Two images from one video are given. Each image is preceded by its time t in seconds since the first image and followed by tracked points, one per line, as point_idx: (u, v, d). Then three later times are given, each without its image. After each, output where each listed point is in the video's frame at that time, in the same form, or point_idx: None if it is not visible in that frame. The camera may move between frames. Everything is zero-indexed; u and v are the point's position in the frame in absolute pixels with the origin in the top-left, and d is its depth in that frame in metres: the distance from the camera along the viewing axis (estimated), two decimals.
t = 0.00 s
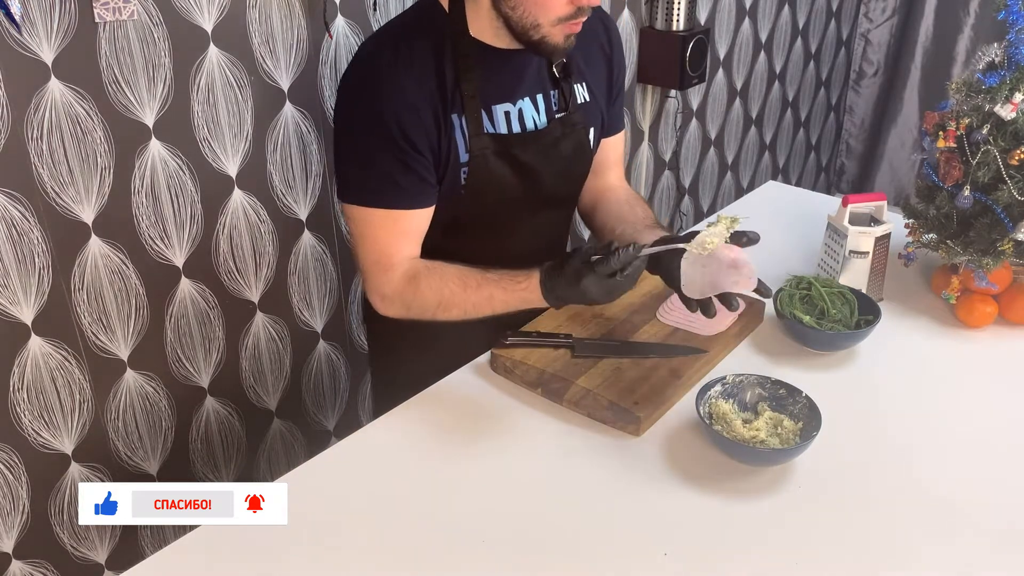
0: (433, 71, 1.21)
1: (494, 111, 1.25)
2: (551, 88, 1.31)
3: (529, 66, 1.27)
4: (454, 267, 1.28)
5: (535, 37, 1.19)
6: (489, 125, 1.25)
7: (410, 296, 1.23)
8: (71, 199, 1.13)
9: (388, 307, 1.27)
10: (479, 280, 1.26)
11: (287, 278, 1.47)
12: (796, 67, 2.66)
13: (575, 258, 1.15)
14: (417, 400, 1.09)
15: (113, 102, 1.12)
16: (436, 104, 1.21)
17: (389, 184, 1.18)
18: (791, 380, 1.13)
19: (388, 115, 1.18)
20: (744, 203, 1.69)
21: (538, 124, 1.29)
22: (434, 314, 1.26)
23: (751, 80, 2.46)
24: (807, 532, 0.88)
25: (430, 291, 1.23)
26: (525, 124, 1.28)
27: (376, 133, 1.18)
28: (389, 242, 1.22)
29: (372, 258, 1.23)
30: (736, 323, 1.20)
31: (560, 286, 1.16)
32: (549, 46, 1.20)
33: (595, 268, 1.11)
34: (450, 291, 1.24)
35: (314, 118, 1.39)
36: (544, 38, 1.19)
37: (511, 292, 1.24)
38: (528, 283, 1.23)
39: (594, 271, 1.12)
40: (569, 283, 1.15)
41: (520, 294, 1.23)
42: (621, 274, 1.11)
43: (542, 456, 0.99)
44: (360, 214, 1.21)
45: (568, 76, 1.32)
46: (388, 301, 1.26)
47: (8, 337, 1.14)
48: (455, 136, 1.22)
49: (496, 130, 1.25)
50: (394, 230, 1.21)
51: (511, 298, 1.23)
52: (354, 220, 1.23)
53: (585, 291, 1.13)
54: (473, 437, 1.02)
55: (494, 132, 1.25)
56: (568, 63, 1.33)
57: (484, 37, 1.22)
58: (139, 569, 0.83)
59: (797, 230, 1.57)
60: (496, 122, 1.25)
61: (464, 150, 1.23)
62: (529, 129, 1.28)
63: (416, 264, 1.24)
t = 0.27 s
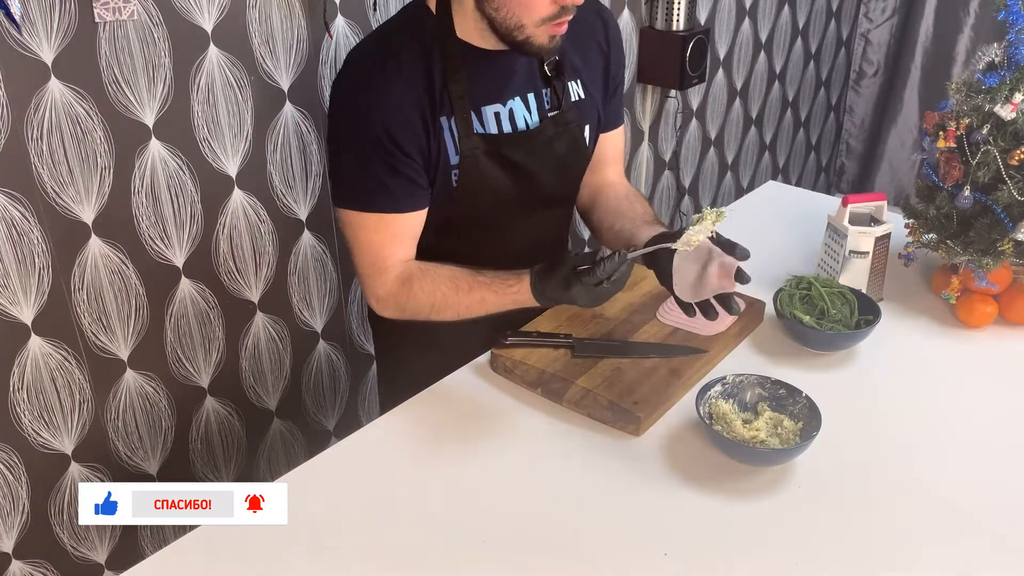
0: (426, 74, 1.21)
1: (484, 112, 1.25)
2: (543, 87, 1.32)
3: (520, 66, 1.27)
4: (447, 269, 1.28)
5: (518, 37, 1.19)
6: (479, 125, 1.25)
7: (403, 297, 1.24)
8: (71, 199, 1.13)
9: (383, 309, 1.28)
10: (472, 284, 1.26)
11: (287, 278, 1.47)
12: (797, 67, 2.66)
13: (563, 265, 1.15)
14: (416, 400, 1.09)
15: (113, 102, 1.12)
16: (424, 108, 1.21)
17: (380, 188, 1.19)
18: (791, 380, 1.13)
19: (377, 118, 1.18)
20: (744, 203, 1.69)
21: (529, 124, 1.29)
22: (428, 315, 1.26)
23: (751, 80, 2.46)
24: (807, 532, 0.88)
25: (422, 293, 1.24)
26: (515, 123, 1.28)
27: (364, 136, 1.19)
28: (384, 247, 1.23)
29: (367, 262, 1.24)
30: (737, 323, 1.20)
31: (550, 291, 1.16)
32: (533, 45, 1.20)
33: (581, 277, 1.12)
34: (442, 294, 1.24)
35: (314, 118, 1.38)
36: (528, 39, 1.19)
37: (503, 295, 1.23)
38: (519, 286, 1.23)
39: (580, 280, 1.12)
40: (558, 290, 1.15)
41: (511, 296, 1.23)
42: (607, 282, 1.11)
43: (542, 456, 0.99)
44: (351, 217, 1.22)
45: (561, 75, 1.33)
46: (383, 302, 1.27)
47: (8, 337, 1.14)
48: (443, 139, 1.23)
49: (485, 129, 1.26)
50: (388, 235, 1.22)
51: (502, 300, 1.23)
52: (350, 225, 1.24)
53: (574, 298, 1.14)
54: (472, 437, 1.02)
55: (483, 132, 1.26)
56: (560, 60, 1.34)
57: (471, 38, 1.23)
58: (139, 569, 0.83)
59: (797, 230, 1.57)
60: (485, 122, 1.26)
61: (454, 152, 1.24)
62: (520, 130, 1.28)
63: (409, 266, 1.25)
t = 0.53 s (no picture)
0: (412, 88, 1.22)
1: (469, 122, 1.26)
2: (530, 90, 1.32)
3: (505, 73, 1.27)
4: (450, 284, 1.25)
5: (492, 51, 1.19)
6: (466, 135, 1.26)
7: (406, 315, 1.25)
8: (71, 199, 1.13)
9: (393, 323, 1.29)
10: (472, 299, 1.23)
11: (287, 278, 1.46)
12: (797, 67, 2.66)
13: (554, 291, 1.09)
14: (417, 400, 1.09)
15: (113, 102, 1.12)
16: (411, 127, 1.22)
17: (370, 208, 1.21)
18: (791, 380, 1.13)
19: (364, 140, 1.20)
20: (745, 203, 1.69)
21: (518, 127, 1.30)
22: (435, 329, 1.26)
23: (751, 81, 2.46)
24: (807, 532, 0.88)
25: (423, 310, 1.23)
26: (503, 129, 1.29)
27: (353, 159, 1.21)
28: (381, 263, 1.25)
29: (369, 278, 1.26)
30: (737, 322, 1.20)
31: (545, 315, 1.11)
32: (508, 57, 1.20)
33: (577, 308, 1.06)
34: (443, 310, 1.23)
35: (314, 118, 1.38)
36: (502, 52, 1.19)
37: (502, 312, 1.20)
38: (516, 304, 1.18)
39: (575, 312, 1.07)
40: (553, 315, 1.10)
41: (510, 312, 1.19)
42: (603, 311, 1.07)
43: (542, 456, 0.99)
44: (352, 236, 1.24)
45: (546, 75, 1.33)
46: (391, 318, 1.28)
47: (7, 337, 1.14)
48: (431, 155, 1.24)
49: (473, 139, 1.26)
50: (385, 252, 1.24)
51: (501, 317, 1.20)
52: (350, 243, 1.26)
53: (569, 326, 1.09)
54: (472, 438, 1.02)
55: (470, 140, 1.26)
56: (544, 61, 1.33)
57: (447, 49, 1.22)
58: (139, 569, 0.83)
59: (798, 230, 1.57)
60: (472, 132, 1.26)
61: (442, 166, 1.25)
62: (509, 134, 1.29)
63: (410, 283, 1.24)
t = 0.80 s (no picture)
0: (404, 96, 1.22)
1: (459, 128, 1.26)
2: (520, 90, 1.32)
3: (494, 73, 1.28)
4: (443, 291, 1.27)
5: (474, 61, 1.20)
6: (455, 140, 1.26)
7: (400, 322, 1.26)
8: (71, 198, 1.13)
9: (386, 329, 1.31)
10: (465, 306, 1.25)
11: (287, 278, 1.46)
12: (797, 67, 2.66)
13: (546, 303, 1.11)
14: (417, 400, 1.09)
15: (113, 102, 1.12)
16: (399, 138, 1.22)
17: (364, 217, 1.21)
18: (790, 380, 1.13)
19: (353, 154, 1.20)
20: (745, 202, 1.69)
21: (508, 130, 1.30)
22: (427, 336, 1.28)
23: (751, 81, 2.46)
24: (805, 532, 0.88)
25: (417, 317, 1.25)
26: (494, 131, 1.29)
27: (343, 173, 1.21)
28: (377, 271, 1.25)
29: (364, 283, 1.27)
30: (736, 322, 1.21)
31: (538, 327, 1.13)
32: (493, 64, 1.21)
33: (566, 322, 1.08)
34: (437, 318, 1.25)
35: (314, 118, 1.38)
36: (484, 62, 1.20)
37: (495, 320, 1.23)
38: (509, 313, 1.21)
39: (564, 325, 1.08)
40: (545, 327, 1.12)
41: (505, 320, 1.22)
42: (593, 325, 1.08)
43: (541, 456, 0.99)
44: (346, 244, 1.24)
45: (537, 76, 1.33)
46: (384, 323, 1.29)
47: (7, 337, 1.14)
48: (421, 163, 1.24)
49: (463, 144, 1.26)
50: (380, 259, 1.24)
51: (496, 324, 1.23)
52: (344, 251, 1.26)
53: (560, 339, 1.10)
54: (471, 438, 1.02)
55: (461, 146, 1.26)
56: (535, 62, 1.33)
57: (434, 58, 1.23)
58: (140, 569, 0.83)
59: (797, 230, 1.57)
60: (462, 137, 1.26)
61: (432, 173, 1.25)
62: (499, 135, 1.29)
63: (404, 289, 1.26)
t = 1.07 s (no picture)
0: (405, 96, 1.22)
1: (460, 119, 1.26)
2: (523, 84, 1.31)
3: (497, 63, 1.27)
4: (437, 281, 1.27)
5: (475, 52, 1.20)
6: (456, 132, 1.25)
7: (393, 311, 1.26)
8: (71, 199, 1.13)
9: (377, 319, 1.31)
10: (460, 298, 1.25)
11: (287, 278, 1.46)
12: (797, 67, 2.66)
13: (539, 295, 1.13)
14: (417, 400, 1.09)
15: (113, 102, 1.12)
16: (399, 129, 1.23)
17: (359, 205, 1.21)
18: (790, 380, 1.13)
19: (353, 145, 1.21)
20: (745, 203, 1.69)
21: (511, 123, 1.30)
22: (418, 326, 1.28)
23: (751, 81, 2.46)
24: (806, 531, 0.88)
25: (411, 308, 1.25)
26: (496, 124, 1.28)
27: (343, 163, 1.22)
28: (376, 260, 1.25)
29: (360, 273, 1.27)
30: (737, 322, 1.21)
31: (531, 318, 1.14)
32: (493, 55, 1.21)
33: (560, 314, 1.10)
34: (431, 308, 1.24)
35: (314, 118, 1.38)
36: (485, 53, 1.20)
37: (490, 312, 1.23)
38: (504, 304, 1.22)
39: (559, 317, 1.10)
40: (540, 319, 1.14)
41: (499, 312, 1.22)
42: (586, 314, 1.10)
43: (541, 456, 0.99)
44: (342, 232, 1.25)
45: (539, 71, 1.33)
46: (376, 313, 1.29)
47: (7, 337, 1.14)
48: (421, 151, 1.24)
49: (463, 136, 1.26)
50: (380, 248, 1.24)
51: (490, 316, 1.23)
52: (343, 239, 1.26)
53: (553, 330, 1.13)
54: (471, 438, 1.02)
55: (461, 138, 1.26)
56: (537, 57, 1.33)
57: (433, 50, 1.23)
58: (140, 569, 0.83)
59: (797, 230, 1.57)
60: (462, 128, 1.26)
61: (433, 163, 1.25)
62: (501, 127, 1.29)
63: (399, 279, 1.25)
